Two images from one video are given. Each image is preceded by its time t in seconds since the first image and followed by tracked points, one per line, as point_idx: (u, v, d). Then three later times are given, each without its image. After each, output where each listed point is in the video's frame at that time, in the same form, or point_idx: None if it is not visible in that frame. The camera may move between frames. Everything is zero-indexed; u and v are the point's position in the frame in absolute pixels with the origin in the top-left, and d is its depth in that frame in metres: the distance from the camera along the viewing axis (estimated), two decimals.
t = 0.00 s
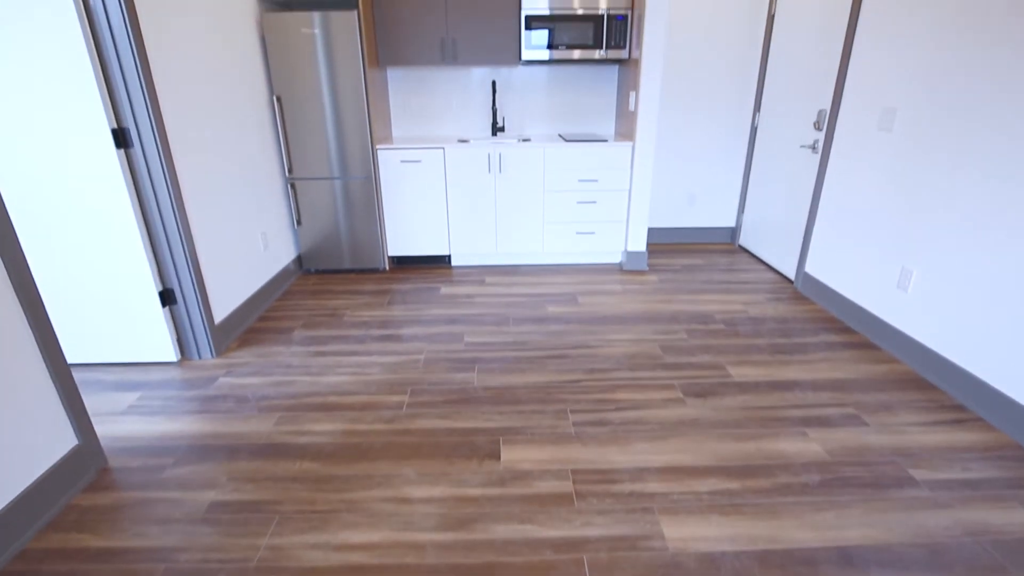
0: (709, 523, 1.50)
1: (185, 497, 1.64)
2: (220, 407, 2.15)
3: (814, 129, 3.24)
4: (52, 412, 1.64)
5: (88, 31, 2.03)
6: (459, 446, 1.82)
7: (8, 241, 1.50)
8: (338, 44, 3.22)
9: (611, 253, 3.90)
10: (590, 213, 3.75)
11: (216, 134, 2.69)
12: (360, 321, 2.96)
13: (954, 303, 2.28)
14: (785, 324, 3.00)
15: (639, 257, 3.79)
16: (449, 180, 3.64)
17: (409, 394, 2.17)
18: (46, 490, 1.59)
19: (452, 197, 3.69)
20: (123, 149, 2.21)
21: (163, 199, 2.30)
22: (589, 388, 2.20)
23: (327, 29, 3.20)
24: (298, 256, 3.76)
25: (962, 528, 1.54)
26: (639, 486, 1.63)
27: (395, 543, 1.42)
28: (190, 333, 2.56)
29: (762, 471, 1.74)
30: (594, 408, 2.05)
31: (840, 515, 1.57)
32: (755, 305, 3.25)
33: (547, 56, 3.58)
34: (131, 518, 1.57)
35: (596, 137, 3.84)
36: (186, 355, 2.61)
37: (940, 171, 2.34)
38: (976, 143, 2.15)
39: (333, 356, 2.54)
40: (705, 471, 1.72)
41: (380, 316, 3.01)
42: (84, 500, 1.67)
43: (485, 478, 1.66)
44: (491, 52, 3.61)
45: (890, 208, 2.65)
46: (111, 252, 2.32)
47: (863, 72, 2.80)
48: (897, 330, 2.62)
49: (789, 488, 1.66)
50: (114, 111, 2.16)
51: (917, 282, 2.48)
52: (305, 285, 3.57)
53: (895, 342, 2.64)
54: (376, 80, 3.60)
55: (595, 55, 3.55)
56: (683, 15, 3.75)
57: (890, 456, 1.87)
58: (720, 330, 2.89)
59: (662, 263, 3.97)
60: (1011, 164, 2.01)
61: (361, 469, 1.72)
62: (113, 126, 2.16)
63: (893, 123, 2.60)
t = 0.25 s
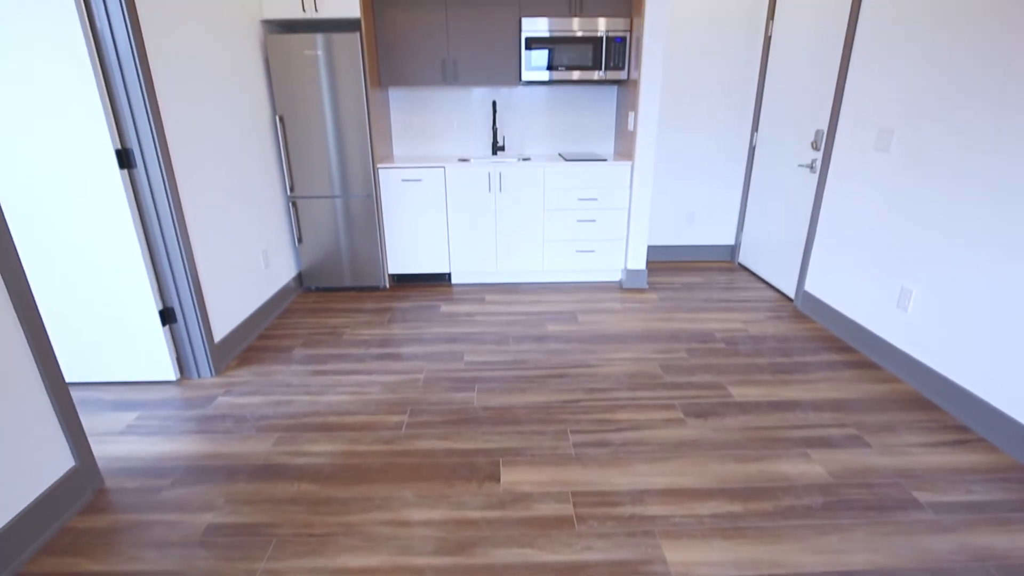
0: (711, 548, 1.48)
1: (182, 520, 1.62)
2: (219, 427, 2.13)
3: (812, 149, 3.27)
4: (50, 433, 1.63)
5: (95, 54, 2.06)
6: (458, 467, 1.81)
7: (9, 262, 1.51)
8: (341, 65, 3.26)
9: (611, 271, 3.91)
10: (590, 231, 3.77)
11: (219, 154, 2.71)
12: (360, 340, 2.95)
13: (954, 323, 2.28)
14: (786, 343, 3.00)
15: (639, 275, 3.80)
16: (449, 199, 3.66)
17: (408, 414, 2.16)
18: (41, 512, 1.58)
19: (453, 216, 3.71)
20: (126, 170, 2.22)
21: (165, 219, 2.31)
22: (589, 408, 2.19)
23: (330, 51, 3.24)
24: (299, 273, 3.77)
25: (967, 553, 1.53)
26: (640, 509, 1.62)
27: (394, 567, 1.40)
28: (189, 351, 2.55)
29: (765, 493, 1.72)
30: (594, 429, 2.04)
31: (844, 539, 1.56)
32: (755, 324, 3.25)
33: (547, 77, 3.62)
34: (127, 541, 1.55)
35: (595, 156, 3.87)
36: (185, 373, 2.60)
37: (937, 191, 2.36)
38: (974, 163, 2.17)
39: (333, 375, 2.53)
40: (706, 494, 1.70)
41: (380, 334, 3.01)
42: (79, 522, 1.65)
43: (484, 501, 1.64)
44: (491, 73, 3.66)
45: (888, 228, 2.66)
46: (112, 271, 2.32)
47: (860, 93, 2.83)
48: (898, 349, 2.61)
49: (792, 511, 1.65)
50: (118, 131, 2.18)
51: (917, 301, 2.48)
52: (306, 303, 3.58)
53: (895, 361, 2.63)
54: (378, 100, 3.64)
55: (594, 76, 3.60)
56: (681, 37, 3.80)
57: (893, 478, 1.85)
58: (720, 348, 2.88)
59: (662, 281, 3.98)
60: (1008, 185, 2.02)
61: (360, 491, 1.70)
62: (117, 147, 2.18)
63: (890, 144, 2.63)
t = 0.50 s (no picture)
0: None
1: (177, 546, 1.60)
2: (216, 450, 2.12)
3: (809, 171, 3.30)
4: (46, 457, 1.62)
5: (101, 79, 2.09)
6: (458, 492, 1.79)
7: (10, 285, 1.51)
8: (344, 88, 3.31)
9: (611, 291, 3.91)
10: (590, 252, 3.78)
11: (221, 176, 2.73)
12: (359, 361, 2.94)
13: (955, 345, 2.28)
14: (787, 364, 2.99)
15: (639, 296, 3.80)
16: (450, 220, 3.69)
17: (407, 437, 2.14)
18: (35, 538, 1.56)
19: (453, 237, 3.72)
20: (129, 192, 2.24)
21: (167, 240, 2.32)
22: (590, 431, 2.18)
23: (333, 74, 3.29)
24: (300, 293, 3.77)
25: None
26: (641, 535, 1.60)
27: None
28: (188, 372, 2.55)
29: (767, 519, 1.70)
30: (595, 453, 2.03)
31: (848, 567, 1.54)
32: (755, 345, 3.24)
33: (546, 100, 3.67)
34: (121, 568, 1.53)
35: (595, 178, 3.90)
36: (184, 395, 2.59)
37: (935, 214, 2.37)
38: (971, 187, 2.19)
39: (332, 397, 2.52)
40: (708, 520, 1.69)
41: (380, 355, 3.00)
42: (73, 548, 1.63)
43: (484, 527, 1.63)
44: (492, 96, 3.71)
45: (887, 249, 2.67)
46: (112, 292, 2.33)
47: (856, 117, 2.87)
48: (899, 371, 2.60)
49: (795, 538, 1.63)
50: (122, 155, 2.20)
51: (917, 323, 2.48)
52: (306, 324, 3.58)
53: (897, 383, 2.62)
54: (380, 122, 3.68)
55: (593, 99, 3.65)
56: (679, 61, 3.86)
57: (896, 503, 1.83)
58: (721, 370, 2.88)
59: (662, 302, 3.98)
60: (1006, 209, 2.04)
61: (358, 517, 1.68)
62: (121, 169, 2.20)
63: (887, 167, 2.65)
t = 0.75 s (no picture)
0: None
1: (173, 569, 1.58)
2: (214, 470, 2.10)
3: (808, 190, 3.32)
4: (42, 478, 1.60)
5: (106, 101, 2.11)
6: (457, 514, 1.77)
7: (11, 306, 1.52)
8: (347, 109, 3.34)
9: (611, 309, 3.91)
10: (590, 270, 3.79)
11: (224, 195, 2.75)
12: (359, 379, 2.93)
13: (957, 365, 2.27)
14: (788, 383, 2.97)
15: (640, 314, 3.80)
16: (450, 238, 3.70)
17: (407, 457, 2.13)
18: (27, 561, 1.54)
19: (454, 254, 3.73)
20: (132, 211, 2.25)
21: (168, 259, 2.33)
22: (590, 452, 2.16)
23: (336, 94, 3.33)
24: (300, 310, 3.77)
25: None
26: (643, 560, 1.58)
27: None
28: (187, 391, 2.54)
29: (770, 542, 1.68)
30: (596, 474, 2.01)
31: None
32: (756, 363, 3.23)
33: (546, 120, 3.71)
34: None
35: (594, 196, 3.92)
36: (183, 414, 2.57)
37: (933, 234, 2.38)
38: (969, 207, 2.20)
39: (331, 416, 2.51)
40: (711, 543, 1.67)
41: (379, 374, 2.99)
42: (67, 571, 1.61)
43: (483, 550, 1.61)
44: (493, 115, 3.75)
45: (886, 269, 2.68)
46: (113, 311, 2.33)
47: (854, 137, 2.89)
48: (901, 390, 2.59)
49: (799, 562, 1.61)
50: (126, 174, 2.22)
51: (919, 342, 2.48)
52: (305, 341, 3.57)
53: (898, 403, 2.61)
54: (382, 141, 3.72)
55: (592, 119, 3.69)
56: (677, 81, 3.91)
57: (901, 526, 1.81)
58: (722, 389, 2.86)
59: (662, 319, 3.97)
60: (1004, 230, 2.05)
61: (357, 540, 1.66)
62: (124, 189, 2.21)
63: (885, 186, 2.67)
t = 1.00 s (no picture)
0: None
1: None
2: (211, 494, 2.08)
3: (806, 211, 3.34)
4: (36, 502, 1.59)
5: (112, 124, 2.14)
6: (457, 540, 1.75)
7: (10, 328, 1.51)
8: (349, 132, 3.38)
9: (611, 329, 3.91)
10: (590, 290, 3.79)
11: (226, 217, 2.77)
12: (358, 400, 2.92)
13: (960, 388, 2.26)
14: (790, 405, 2.95)
15: (640, 334, 3.79)
16: (451, 258, 3.71)
17: (406, 481, 2.11)
18: None
19: (454, 275, 3.74)
20: (134, 233, 2.26)
21: (169, 281, 2.33)
22: (591, 475, 2.14)
23: (338, 117, 3.36)
24: (300, 330, 3.77)
25: None
26: None
27: None
28: (185, 413, 2.52)
29: (774, 570, 1.66)
30: (597, 498, 1.99)
31: None
32: (758, 384, 3.21)
33: (546, 141, 3.74)
34: None
35: (594, 217, 3.94)
36: (180, 436, 2.56)
37: (932, 256, 2.39)
38: (967, 230, 2.21)
39: (330, 438, 2.48)
40: (714, 570, 1.64)
41: (379, 395, 2.98)
42: None
43: None
44: (493, 137, 3.79)
45: (886, 290, 2.68)
46: (112, 332, 2.32)
47: (851, 160, 2.92)
48: (903, 412, 2.57)
49: None
50: (129, 197, 2.23)
51: (921, 364, 2.47)
52: (305, 361, 3.56)
53: (901, 426, 2.59)
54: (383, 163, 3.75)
55: (592, 141, 3.72)
56: (676, 104, 3.96)
57: (907, 553, 1.79)
58: (723, 411, 2.84)
59: (662, 339, 3.97)
60: (1003, 253, 2.05)
61: (355, 567, 1.64)
62: (127, 211, 2.22)
63: (883, 209, 2.69)
